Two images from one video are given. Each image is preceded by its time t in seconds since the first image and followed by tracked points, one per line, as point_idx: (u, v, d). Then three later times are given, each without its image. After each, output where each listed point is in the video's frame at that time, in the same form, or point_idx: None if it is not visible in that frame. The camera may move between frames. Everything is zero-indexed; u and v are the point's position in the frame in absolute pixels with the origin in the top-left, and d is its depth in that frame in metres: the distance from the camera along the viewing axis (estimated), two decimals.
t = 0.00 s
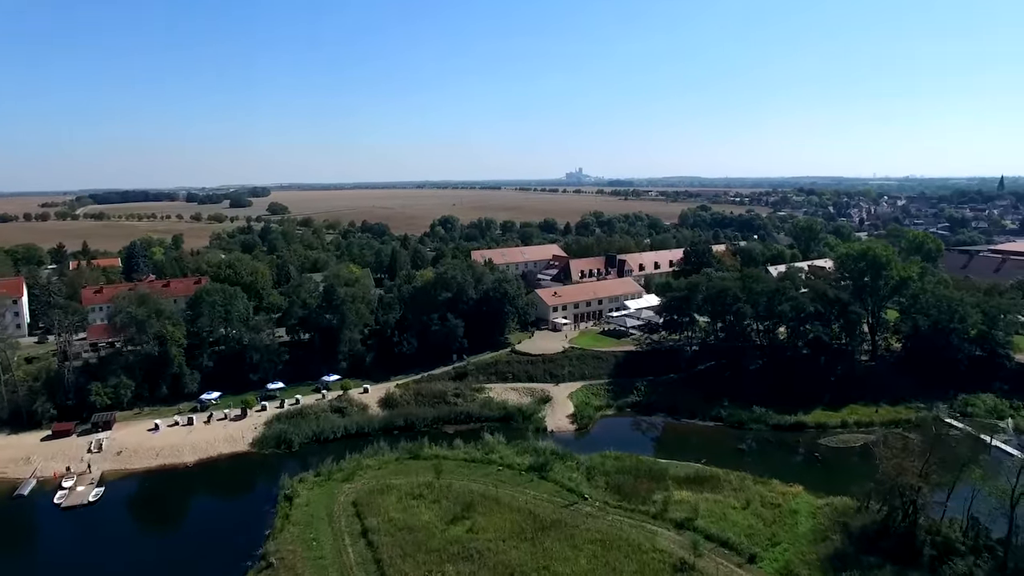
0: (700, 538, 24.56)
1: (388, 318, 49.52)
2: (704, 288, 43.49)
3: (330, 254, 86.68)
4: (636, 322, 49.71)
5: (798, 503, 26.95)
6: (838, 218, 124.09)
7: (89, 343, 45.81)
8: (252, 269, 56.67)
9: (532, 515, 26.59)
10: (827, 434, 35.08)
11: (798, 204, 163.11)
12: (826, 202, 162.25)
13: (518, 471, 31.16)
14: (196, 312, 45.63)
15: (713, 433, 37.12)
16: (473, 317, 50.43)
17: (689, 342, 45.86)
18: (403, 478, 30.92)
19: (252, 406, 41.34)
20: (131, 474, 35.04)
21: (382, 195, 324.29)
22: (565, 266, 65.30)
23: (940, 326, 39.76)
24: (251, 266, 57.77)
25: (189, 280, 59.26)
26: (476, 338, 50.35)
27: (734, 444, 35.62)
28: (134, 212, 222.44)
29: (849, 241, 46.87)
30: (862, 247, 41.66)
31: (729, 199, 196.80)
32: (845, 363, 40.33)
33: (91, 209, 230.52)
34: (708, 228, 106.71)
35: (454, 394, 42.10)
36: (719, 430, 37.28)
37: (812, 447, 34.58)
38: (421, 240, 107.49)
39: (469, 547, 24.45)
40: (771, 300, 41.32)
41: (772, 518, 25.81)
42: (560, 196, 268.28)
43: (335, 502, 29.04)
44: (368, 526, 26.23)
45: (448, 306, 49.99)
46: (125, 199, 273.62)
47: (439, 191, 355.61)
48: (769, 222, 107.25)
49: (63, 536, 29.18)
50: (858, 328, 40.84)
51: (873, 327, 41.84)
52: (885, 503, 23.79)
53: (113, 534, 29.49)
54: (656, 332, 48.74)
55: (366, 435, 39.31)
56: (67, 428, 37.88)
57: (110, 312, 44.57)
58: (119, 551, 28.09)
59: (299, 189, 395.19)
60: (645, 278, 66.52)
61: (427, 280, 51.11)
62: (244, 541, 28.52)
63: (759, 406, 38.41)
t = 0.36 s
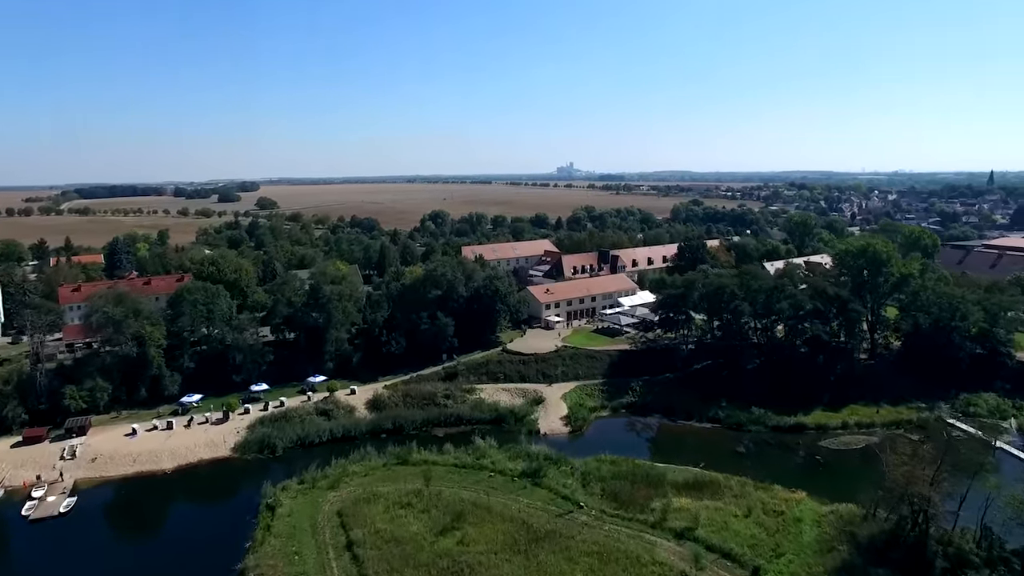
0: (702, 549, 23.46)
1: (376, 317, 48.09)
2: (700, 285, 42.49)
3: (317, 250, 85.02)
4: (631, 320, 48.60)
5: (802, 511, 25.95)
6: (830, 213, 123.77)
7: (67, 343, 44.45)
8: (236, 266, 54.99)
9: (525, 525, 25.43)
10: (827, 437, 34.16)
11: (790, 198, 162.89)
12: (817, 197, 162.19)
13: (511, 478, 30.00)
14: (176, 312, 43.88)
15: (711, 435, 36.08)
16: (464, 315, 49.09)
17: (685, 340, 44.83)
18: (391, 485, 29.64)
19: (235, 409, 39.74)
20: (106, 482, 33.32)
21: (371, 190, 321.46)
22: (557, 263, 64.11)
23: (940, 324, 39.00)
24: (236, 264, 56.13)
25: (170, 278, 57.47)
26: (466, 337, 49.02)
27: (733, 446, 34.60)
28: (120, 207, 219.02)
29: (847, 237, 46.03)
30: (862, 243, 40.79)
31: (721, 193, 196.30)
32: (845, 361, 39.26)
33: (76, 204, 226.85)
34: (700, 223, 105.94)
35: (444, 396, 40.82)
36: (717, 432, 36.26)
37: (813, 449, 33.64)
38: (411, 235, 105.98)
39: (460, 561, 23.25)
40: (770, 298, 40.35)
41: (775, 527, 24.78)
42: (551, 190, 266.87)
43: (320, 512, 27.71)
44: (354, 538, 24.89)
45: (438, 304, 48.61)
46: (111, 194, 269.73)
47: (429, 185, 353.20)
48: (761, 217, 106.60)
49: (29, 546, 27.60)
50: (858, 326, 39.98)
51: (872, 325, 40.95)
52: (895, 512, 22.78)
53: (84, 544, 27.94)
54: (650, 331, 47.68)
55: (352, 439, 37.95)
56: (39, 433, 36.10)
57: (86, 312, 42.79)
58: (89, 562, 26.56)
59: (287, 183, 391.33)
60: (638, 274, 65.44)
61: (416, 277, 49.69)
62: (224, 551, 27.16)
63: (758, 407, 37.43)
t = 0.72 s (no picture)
0: (700, 562, 22.39)
1: (360, 316, 46.61)
2: (693, 283, 41.45)
3: (301, 246, 83.23)
4: (622, 318, 47.51)
5: (803, 520, 24.95)
6: (819, 208, 123.50)
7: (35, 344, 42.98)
8: (216, 264, 53.26)
9: (515, 537, 24.25)
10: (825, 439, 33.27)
11: (778, 193, 162.82)
12: (805, 191, 162.22)
13: (500, 486, 28.83)
14: (152, 311, 41.83)
15: (706, 437, 35.10)
16: (451, 314, 47.72)
17: (678, 339, 43.82)
18: (374, 494, 28.35)
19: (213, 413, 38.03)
20: (75, 491, 31.43)
21: (357, 184, 318.13)
22: (547, 259, 62.92)
23: (938, 321, 38.30)
24: (215, 261, 54.32)
25: (147, 276, 55.47)
26: (454, 336, 47.66)
27: (729, 449, 33.62)
28: (104, 202, 215.26)
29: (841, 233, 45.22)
30: (858, 239, 39.94)
31: (710, 187, 196.00)
32: (842, 360, 38.36)
33: (56, 199, 222.23)
34: (690, 218, 105.29)
35: (431, 398, 39.51)
36: (712, 434, 35.29)
37: (810, 452, 32.73)
38: (398, 231, 104.33)
39: None
40: (765, 295, 39.43)
41: (776, 537, 23.76)
42: (539, 185, 265.67)
43: (299, 524, 26.34)
44: (335, 553, 23.54)
45: (425, 303, 47.20)
46: (93, 188, 264.92)
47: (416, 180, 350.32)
48: (750, 212, 106.02)
49: None
50: (855, 324, 39.18)
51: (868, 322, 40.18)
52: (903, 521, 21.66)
53: (48, 556, 26.29)
54: (642, 329, 46.61)
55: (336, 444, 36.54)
56: (4, 441, 34.20)
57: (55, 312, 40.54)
58: None
59: (273, 178, 386.65)
60: (629, 270, 64.36)
61: (401, 275, 48.26)
62: (198, 563, 25.67)
63: (754, 408, 36.53)
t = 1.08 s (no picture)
0: None
1: (349, 315, 45.17)
2: (692, 280, 40.28)
3: (290, 242, 81.56)
4: (619, 317, 46.36)
5: (811, 531, 23.88)
6: (814, 203, 122.90)
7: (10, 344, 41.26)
8: (201, 260, 51.63)
9: (511, 550, 23.07)
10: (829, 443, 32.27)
11: (772, 187, 162.30)
12: (800, 186, 161.67)
13: (494, 494, 27.64)
14: (133, 311, 40.06)
15: (707, 441, 34.05)
16: (444, 312, 46.38)
17: (676, 338, 42.71)
18: (362, 504, 27.11)
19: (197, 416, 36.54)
20: (48, 501, 29.80)
21: (349, 178, 315.56)
22: (541, 255, 61.68)
23: (942, 320, 37.39)
24: (200, 258, 52.67)
25: (130, 273, 54.04)
26: (446, 335, 46.34)
27: (731, 453, 32.53)
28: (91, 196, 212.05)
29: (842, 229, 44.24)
30: (861, 236, 38.95)
31: (704, 182, 195.15)
32: (845, 360, 37.45)
33: (42, 193, 218.46)
34: (685, 212, 104.35)
35: (422, 400, 38.25)
36: (713, 437, 34.24)
37: (815, 456, 31.70)
38: (390, 226, 102.77)
39: None
40: (766, 293, 38.35)
41: (783, 549, 22.67)
42: (532, 179, 264.20)
43: (284, 536, 25.03)
44: (320, 569, 22.25)
45: (416, 301, 45.83)
46: (81, 182, 261.37)
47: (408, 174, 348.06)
48: (745, 206, 105.24)
49: None
50: (858, 323, 38.19)
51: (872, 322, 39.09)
52: (918, 533, 20.61)
53: (17, 569, 24.79)
54: (640, 327, 45.47)
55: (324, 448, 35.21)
56: None
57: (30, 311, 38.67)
58: None
59: (263, 172, 383.31)
60: (624, 266, 63.23)
61: (392, 272, 46.83)
62: None
63: (755, 410, 35.52)
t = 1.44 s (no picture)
0: None
1: (340, 314, 43.76)
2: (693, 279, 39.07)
3: (281, 238, 79.98)
4: (617, 315, 45.18)
5: (822, 543, 22.81)
6: (812, 198, 122.10)
7: None
8: (187, 258, 50.09)
9: (507, 566, 21.88)
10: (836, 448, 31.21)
11: (769, 182, 161.39)
12: (796, 180, 160.82)
13: (489, 504, 26.43)
14: (114, 311, 38.56)
15: (709, 445, 32.94)
16: (437, 311, 45.05)
17: (677, 338, 41.56)
18: (351, 515, 25.85)
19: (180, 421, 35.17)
20: (22, 512, 28.36)
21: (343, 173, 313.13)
22: (537, 251, 60.41)
23: (950, 319, 36.36)
24: (186, 256, 51.14)
25: (114, 271, 52.52)
26: (440, 334, 45.03)
27: (735, 458, 31.40)
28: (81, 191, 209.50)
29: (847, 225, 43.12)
30: (868, 232, 37.82)
31: (700, 176, 194.05)
32: (850, 360, 36.41)
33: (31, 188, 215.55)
34: (682, 208, 103.27)
35: (415, 403, 36.98)
36: (716, 441, 33.14)
37: (821, 461, 30.61)
38: (383, 221, 101.31)
39: None
40: (770, 292, 37.17)
41: (794, 564, 21.57)
42: (527, 174, 262.58)
43: (269, 551, 23.74)
44: None
45: (409, 299, 44.45)
46: (72, 177, 258.45)
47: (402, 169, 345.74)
48: (743, 201, 104.17)
49: None
50: (864, 322, 37.11)
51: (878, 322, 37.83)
52: (936, 549, 19.55)
53: None
54: (639, 326, 44.29)
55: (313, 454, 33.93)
56: None
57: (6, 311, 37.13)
58: None
59: (256, 166, 380.13)
60: (622, 262, 62.02)
61: (384, 270, 45.40)
62: None
63: (759, 413, 34.42)
